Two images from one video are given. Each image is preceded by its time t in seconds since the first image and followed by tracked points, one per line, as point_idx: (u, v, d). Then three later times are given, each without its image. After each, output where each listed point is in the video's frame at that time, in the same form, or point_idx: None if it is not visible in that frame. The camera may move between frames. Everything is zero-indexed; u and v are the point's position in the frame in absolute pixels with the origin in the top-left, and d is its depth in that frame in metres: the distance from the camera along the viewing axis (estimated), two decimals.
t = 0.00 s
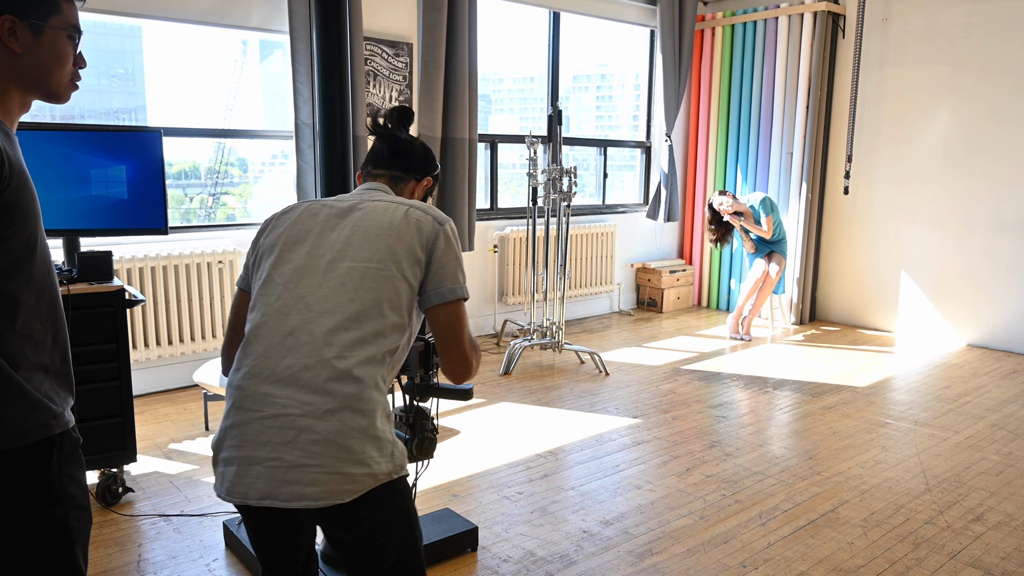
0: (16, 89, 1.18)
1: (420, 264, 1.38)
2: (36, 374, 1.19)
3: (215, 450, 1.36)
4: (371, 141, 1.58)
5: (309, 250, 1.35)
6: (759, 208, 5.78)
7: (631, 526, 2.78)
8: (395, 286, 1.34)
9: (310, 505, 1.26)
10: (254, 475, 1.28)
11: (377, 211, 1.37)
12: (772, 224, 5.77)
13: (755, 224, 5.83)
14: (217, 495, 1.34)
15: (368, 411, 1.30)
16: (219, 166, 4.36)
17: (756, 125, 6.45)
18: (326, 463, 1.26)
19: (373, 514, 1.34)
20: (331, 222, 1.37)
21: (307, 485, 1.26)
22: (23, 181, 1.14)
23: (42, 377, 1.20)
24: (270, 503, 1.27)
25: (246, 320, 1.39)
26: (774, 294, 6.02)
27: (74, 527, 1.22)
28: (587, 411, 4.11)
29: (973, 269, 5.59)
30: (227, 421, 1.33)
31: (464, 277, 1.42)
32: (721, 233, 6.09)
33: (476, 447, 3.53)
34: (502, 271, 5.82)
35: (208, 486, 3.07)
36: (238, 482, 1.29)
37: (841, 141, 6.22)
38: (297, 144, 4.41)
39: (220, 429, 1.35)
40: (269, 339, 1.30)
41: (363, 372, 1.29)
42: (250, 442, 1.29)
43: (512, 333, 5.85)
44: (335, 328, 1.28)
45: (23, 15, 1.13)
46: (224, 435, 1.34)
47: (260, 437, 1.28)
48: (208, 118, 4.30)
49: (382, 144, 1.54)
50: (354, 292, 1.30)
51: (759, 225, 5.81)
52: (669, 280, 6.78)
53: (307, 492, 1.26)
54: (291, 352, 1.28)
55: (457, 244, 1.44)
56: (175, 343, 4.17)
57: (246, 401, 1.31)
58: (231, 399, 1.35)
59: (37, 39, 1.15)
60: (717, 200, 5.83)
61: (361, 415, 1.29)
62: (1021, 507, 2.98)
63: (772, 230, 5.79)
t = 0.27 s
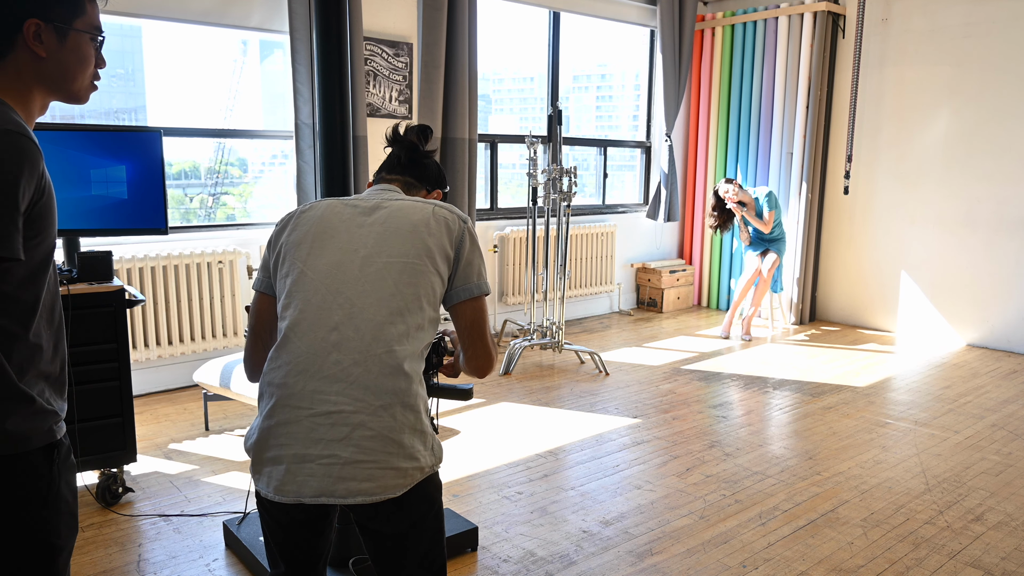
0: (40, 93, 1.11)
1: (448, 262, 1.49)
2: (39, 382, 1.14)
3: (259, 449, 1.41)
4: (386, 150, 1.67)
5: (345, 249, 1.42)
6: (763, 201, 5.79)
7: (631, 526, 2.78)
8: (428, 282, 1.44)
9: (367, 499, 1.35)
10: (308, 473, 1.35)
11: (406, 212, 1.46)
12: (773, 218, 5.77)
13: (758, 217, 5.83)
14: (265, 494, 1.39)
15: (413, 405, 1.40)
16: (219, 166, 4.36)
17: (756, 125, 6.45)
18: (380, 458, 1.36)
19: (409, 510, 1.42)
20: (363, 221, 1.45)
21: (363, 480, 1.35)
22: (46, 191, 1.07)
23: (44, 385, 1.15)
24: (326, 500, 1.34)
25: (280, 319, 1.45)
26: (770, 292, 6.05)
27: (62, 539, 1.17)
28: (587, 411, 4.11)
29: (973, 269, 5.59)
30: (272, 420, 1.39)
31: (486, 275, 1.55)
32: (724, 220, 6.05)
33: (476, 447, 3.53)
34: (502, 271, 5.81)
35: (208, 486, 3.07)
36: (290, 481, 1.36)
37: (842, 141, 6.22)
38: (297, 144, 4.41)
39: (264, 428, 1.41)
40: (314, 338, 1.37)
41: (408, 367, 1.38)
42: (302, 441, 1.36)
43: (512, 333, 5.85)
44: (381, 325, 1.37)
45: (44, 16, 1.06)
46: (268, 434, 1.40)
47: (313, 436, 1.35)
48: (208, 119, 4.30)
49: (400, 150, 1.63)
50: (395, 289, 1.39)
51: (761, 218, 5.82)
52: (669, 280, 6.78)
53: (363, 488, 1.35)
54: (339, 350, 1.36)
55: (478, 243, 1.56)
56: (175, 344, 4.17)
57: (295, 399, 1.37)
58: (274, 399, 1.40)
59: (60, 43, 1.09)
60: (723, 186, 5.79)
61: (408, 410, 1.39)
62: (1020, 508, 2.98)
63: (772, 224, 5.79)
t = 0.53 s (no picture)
0: (42, 95, 1.09)
1: (448, 259, 1.49)
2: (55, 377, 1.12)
3: (262, 447, 1.42)
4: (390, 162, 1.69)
5: (344, 246, 1.42)
6: (762, 200, 5.78)
7: (631, 526, 2.78)
8: (429, 278, 1.44)
9: (371, 494, 1.35)
10: (312, 468, 1.35)
11: (404, 209, 1.47)
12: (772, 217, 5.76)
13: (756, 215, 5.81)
14: (269, 492, 1.40)
15: (416, 400, 1.40)
16: (219, 166, 4.36)
17: (755, 125, 6.45)
18: (384, 453, 1.35)
19: (412, 507, 1.42)
20: (362, 219, 1.46)
21: (367, 475, 1.35)
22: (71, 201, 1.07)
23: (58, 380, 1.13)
24: (330, 495, 1.34)
25: (280, 317, 1.45)
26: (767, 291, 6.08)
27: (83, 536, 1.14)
28: (587, 411, 4.11)
29: (973, 268, 5.60)
30: (276, 417, 1.40)
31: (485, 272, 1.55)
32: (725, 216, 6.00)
33: (476, 447, 3.53)
34: (502, 271, 5.81)
35: (208, 486, 3.07)
36: (293, 476, 1.36)
37: (842, 141, 6.22)
38: (297, 144, 4.41)
39: (267, 426, 1.41)
40: (315, 333, 1.37)
41: (410, 362, 1.38)
42: (305, 437, 1.36)
43: (512, 333, 5.85)
44: (382, 320, 1.37)
45: (54, 20, 1.05)
46: (272, 430, 1.40)
47: (316, 431, 1.36)
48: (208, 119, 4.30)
49: (402, 160, 1.64)
50: (395, 284, 1.39)
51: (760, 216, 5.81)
52: (669, 280, 6.78)
53: (367, 482, 1.35)
54: (340, 345, 1.36)
55: (477, 241, 1.56)
56: (175, 343, 4.17)
57: (297, 395, 1.38)
58: (276, 396, 1.41)
59: (66, 47, 1.08)
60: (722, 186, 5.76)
61: (411, 404, 1.39)
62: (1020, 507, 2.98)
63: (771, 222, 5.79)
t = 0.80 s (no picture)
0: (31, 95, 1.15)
1: (446, 260, 1.49)
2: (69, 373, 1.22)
3: (260, 444, 1.42)
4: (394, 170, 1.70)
5: (343, 245, 1.43)
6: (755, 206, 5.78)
7: (631, 526, 2.78)
8: (427, 278, 1.44)
9: (364, 492, 1.34)
10: (306, 465, 1.35)
11: (404, 210, 1.47)
12: (766, 223, 5.75)
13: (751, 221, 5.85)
14: (265, 489, 1.40)
15: (411, 399, 1.40)
16: (219, 166, 4.36)
17: (756, 126, 6.45)
18: (378, 451, 1.35)
19: (406, 507, 1.42)
20: (362, 220, 1.46)
21: (360, 473, 1.34)
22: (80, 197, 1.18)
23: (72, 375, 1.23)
24: (324, 493, 1.34)
25: (279, 315, 1.46)
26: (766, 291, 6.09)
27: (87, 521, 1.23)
28: (586, 411, 4.11)
29: (973, 268, 5.59)
30: (273, 414, 1.40)
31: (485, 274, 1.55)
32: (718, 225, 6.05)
33: (476, 447, 3.53)
34: (502, 271, 5.81)
35: (208, 486, 3.07)
36: (288, 474, 1.36)
37: (842, 141, 6.22)
38: (297, 144, 4.41)
39: (264, 423, 1.42)
40: (312, 331, 1.38)
41: (407, 361, 1.38)
42: (300, 434, 1.36)
43: (512, 333, 5.85)
44: (379, 319, 1.37)
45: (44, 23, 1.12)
46: (269, 428, 1.41)
47: (311, 428, 1.36)
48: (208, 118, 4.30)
49: (405, 166, 1.65)
50: (392, 283, 1.40)
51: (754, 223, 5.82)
52: (669, 280, 6.78)
53: (361, 481, 1.34)
54: (336, 343, 1.36)
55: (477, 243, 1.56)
56: (175, 343, 4.17)
57: (294, 393, 1.38)
58: (274, 393, 1.41)
59: (56, 48, 1.15)
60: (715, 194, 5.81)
61: (406, 403, 1.39)
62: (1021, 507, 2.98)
63: (766, 229, 5.79)
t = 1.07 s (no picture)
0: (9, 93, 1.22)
1: (447, 259, 1.49)
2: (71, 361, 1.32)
3: (261, 442, 1.43)
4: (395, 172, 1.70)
5: (344, 244, 1.43)
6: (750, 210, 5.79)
7: (631, 526, 2.78)
8: (427, 277, 1.44)
9: (365, 490, 1.34)
10: (306, 464, 1.35)
11: (404, 209, 1.47)
12: (763, 226, 5.75)
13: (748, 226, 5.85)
14: (266, 487, 1.40)
15: (412, 398, 1.40)
16: (219, 166, 4.36)
17: (756, 126, 6.45)
18: (379, 450, 1.35)
19: (406, 505, 1.41)
20: (362, 219, 1.46)
21: (361, 471, 1.34)
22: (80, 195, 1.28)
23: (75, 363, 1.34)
24: (325, 491, 1.34)
25: (280, 314, 1.46)
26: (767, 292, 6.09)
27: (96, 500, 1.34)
28: (586, 411, 4.11)
29: (973, 268, 5.59)
30: (274, 412, 1.41)
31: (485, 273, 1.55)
32: (710, 233, 6.08)
33: (476, 447, 3.53)
34: (502, 271, 5.82)
35: (208, 486, 3.07)
36: (289, 472, 1.36)
37: (842, 141, 6.22)
38: (297, 144, 4.41)
39: (266, 422, 1.42)
40: (312, 330, 1.38)
41: (407, 359, 1.39)
42: (301, 433, 1.37)
43: (512, 333, 5.85)
44: (379, 318, 1.37)
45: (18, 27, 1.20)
46: (271, 426, 1.41)
47: (312, 427, 1.36)
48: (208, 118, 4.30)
49: (407, 168, 1.65)
50: (393, 282, 1.40)
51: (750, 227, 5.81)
52: (669, 280, 6.78)
53: (361, 479, 1.34)
54: (337, 342, 1.36)
55: (476, 242, 1.55)
56: (175, 343, 4.17)
57: (294, 392, 1.38)
58: (275, 392, 1.41)
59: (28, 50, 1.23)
60: (711, 200, 5.87)
61: (407, 402, 1.39)
62: (1021, 507, 2.98)
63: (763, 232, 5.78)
